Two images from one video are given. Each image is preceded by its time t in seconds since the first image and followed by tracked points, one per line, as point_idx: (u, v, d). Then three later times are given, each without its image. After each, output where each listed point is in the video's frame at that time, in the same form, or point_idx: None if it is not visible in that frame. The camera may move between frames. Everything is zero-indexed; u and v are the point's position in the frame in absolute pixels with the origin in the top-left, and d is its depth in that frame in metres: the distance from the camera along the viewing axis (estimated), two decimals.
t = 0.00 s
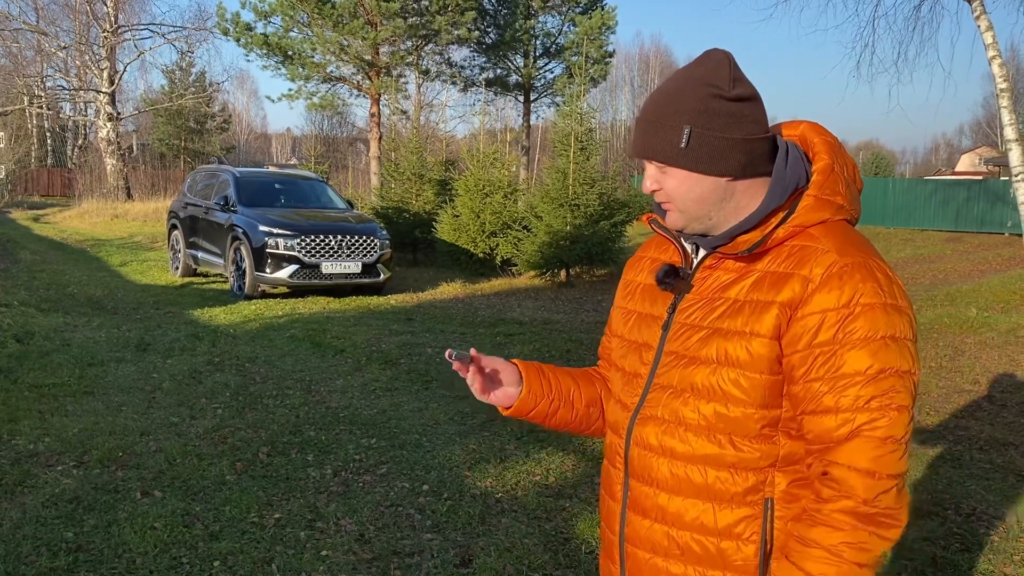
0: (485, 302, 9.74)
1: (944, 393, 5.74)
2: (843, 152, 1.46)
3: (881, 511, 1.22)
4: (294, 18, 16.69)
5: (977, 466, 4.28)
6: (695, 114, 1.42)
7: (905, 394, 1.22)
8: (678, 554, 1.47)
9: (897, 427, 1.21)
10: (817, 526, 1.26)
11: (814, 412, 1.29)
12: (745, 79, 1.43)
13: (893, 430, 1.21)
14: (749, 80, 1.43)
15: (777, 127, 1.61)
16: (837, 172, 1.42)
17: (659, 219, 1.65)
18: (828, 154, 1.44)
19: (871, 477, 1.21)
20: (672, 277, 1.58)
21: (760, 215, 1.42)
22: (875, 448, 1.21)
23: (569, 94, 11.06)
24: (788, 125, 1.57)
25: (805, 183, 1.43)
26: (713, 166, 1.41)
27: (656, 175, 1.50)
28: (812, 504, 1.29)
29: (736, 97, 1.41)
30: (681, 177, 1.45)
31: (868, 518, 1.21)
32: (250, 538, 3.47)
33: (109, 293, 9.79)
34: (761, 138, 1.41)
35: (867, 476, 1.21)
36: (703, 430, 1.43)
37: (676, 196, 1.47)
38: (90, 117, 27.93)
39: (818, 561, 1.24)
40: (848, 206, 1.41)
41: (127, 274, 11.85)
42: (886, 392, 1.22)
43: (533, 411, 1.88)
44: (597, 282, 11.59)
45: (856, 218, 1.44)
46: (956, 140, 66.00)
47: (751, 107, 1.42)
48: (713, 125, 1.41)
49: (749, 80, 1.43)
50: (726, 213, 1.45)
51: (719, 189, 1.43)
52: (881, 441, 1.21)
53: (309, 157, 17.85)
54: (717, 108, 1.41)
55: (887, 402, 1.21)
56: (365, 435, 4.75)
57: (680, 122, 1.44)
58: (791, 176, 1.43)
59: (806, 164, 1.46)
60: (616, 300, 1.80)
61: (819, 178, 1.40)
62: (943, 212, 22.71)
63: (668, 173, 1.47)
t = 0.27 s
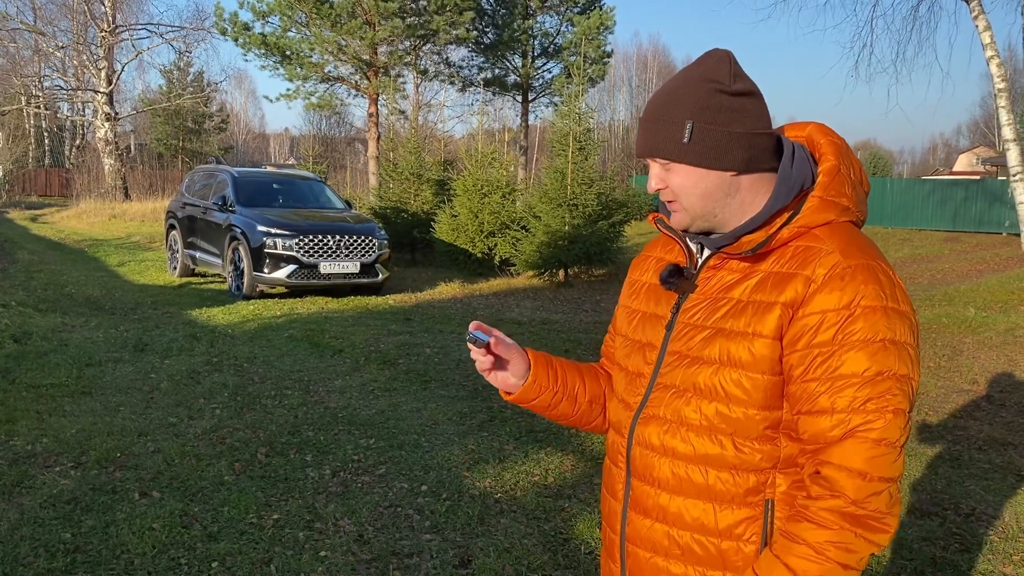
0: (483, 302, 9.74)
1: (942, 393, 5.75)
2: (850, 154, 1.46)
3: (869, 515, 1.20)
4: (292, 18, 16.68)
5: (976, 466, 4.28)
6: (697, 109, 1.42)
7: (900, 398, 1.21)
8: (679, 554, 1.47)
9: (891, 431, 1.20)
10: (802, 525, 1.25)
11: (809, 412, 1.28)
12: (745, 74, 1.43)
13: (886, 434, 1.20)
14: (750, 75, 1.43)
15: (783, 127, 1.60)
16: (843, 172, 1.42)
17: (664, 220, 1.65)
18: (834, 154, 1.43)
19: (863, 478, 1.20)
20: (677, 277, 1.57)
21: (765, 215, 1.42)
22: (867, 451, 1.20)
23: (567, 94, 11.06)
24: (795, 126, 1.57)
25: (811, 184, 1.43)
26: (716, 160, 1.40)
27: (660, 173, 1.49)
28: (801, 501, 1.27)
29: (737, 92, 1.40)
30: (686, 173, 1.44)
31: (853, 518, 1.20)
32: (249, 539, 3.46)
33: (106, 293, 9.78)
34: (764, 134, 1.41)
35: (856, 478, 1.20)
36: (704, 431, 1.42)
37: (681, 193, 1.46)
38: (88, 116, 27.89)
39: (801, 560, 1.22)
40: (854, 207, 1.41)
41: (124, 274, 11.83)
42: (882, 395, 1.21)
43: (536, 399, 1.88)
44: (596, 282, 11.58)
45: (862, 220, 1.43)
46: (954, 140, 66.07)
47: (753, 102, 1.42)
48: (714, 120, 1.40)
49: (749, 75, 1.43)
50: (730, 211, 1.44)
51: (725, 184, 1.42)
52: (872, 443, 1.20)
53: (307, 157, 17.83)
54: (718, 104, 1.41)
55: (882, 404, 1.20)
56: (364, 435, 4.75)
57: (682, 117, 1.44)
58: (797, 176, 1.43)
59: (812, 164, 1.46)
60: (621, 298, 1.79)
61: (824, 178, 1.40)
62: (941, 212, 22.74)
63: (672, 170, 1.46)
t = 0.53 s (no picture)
0: (480, 303, 9.73)
1: (938, 393, 5.75)
2: (847, 157, 1.44)
3: (906, 521, 1.19)
4: (288, 18, 16.65)
5: (972, 467, 4.28)
6: (683, 114, 1.42)
7: (908, 400, 1.19)
8: (667, 560, 1.46)
9: (905, 435, 1.18)
10: (838, 545, 1.23)
11: (818, 421, 1.26)
12: (731, 76, 1.42)
13: (901, 438, 1.18)
14: (737, 76, 1.42)
15: (781, 131, 1.59)
16: (838, 175, 1.40)
17: (661, 224, 1.64)
18: (830, 157, 1.42)
19: (892, 487, 1.19)
20: (670, 279, 1.56)
21: (756, 217, 1.40)
22: (883, 456, 1.19)
23: (564, 94, 11.04)
24: (793, 130, 1.55)
25: (805, 186, 1.41)
26: (702, 162, 1.39)
27: (651, 180, 1.49)
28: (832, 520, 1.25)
29: (722, 94, 1.40)
30: (674, 178, 1.43)
31: (893, 528, 1.19)
32: (243, 542, 3.44)
33: (101, 293, 9.74)
34: (753, 135, 1.39)
35: (886, 488, 1.19)
36: (695, 437, 1.41)
37: (671, 198, 1.45)
38: (84, 116, 27.82)
39: None
40: (849, 210, 1.39)
41: (120, 274, 11.78)
42: (891, 399, 1.19)
43: (532, 402, 1.87)
44: (592, 283, 11.58)
45: (857, 222, 1.41)
46: (950, 140, 66.22)
47: (739, 104, 1.41)
48: (699, 123, 1.40)
49: (736, 77, 1.42)
50: (721, 212, 1.43)
51: (713, 188, 1.41)
52: (890, 449, 1.18)
53: (303, 157, 17.80)
54: (703, 106, 1.41)
55: (891, 408, 1.19)
56: (359, 437, 4.73)
57: (669, 122, 1.44)
58: (790, 178, 1.41)
59: (808, 167, 1.44)
60: (620, 300, 1.78)
61: (818, 182, 1.39)
62: (937, 212, 22.78)
63: (661, 175, 1.46)
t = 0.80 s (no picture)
0: (475, 303, 9.72)
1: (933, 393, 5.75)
2: (845, 154, 1.42)
3: (973, 498, 1.15)
4: (283, 18, 16.62)
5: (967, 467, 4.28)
6: (672, 111, 1.41)
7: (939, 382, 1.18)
8: (664, 561, 1.45)
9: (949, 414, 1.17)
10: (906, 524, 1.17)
11: (854, 423, 1.23)
12: (722, 71, 1.40)
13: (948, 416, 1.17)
14: (727, 72, 1.41)
15: (779, 129, 1.57)
16: (836, 172, 1.39)
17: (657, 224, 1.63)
18: (828, 154, 1.40)
19: (957, 464, 1.15)
20: (667, 280, 1.55)
21: (752, 215, 1.38)
22: (934, 438, 1.16)
23: (559, 94, 11.02)
24: (791, 127, 1.54)
25: (801, 183, 1.40)
26: (692, 158, 1.38)
27: (645, 179, 1.48)
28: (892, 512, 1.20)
29: (712, 89, 1.39)
30: (666, 175, 1.42)
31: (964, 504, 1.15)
32: (235, 544, 3.42)
33: (95, 294, 9.70)
34: (746, 130, 1.37)
35: (953, 466, 1.15)
36: (694, 438, 1.40)
37: (665, 196, 1.43)
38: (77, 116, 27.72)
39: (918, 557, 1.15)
40: (847, 207, 1.38)
41: (113, 274, 11.73)
42: (922, 385, 1.18)
43: (517, 404, 1.86)
44: (587, 283, 11.56)
45: (856, 219, 1.40)
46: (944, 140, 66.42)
47: (730, 98, 1.39)
48: (688, 119, 1.39)
49: (727, 72, 1.41)
50: (714, 210, 1.41)
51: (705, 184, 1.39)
52: (945, 427, 1.16)
53: (298, 157, 17.75)
54: (692, 103, 1.40)
55: (926, 394, 1.17)
56: (353, 438, 4.70)
57: (659, 120, 1.43)
58: (786, 176, 1.39)
59: (805, 164, 1.42)
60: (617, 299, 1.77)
61: (816, 179, 1.37)
62: (931, 212, 22.84)
63: (654, 173, 1.44)
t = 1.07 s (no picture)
0: (469, 303, 9.72)
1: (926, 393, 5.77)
2: (844, 158, 1.44)
3: (950, 512, 1.16)
4: (276, 17, 16.59)
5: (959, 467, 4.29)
6: (671, 113, 1.41)
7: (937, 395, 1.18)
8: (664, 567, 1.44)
9: (940, 428, 1.17)
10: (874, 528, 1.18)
11: (848, 426, 1.23)
12: (719, 74, 1.41)
13: (937, 430, 1.16)
14: (725, 74, 1.41)
15: (775, 133, 1.58)
16: (837, 177, 1.40)
17: (655, 228, 1.62)
18: (829, 159, 1.41)
19: (937, 477, 1.15)
20: (667, 283, 1.54)
21: (755, 219, 1.38)
22: (920, 450, 1.16)
23: (553, 94, 11.03)
24: (788, 131, 1.54)
25: (804, 186, 1.40)
26: (693, 159, 1.37)
27: (644, 182, 1.47)
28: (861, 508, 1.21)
29: (709, 91, 1.39)
30: (666, 178, 1.41)
31: (937, 517, 1.15)
32: (229, 546, 3.40)
33: (88, 295, 9.66)
34: (746, 132, 1.37)
35: (932, 478, 1.15)
36: (697, 443, 1.40)
37: (664, 199, 1.43)
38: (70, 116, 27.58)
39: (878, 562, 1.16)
40: (848, 212, 1.39)
41: (106, 275, 11.68)
42: (918, 396, 1.18)
43: (500, 414, 1.84)
44: (582, 283, 11.57)
45: (857, 224, 1.41)
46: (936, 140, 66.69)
47: (729, 100, 1.39)
48: (687, 120, 1.39)
49: (724, 75, 1.41)
50: (715, 212, 1.40)
51: (706, 185, 1.38)
52: (931, 440, 1.16)
53: (291, 157, 17.70)
54: (690, 105, 1.40)
55: (922, 404, 1.17)
56: (347, 439, 4.69)
57: (657, 122, 1.43)
58: (788, 180, 1.39)
59: (805, 169, 1.43)
60: (611, 303, 1.77)
61: (817, 184, 1.38)
62: (924, 212, 22.92)
63: (653, 176, 1.44)
